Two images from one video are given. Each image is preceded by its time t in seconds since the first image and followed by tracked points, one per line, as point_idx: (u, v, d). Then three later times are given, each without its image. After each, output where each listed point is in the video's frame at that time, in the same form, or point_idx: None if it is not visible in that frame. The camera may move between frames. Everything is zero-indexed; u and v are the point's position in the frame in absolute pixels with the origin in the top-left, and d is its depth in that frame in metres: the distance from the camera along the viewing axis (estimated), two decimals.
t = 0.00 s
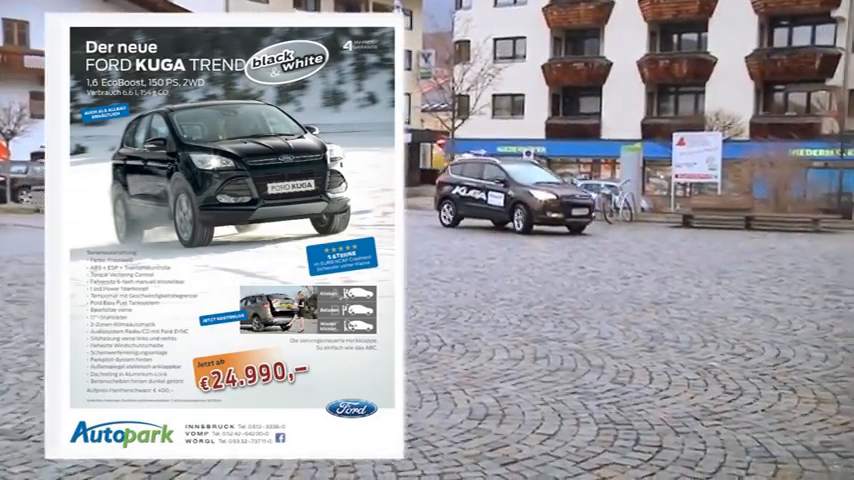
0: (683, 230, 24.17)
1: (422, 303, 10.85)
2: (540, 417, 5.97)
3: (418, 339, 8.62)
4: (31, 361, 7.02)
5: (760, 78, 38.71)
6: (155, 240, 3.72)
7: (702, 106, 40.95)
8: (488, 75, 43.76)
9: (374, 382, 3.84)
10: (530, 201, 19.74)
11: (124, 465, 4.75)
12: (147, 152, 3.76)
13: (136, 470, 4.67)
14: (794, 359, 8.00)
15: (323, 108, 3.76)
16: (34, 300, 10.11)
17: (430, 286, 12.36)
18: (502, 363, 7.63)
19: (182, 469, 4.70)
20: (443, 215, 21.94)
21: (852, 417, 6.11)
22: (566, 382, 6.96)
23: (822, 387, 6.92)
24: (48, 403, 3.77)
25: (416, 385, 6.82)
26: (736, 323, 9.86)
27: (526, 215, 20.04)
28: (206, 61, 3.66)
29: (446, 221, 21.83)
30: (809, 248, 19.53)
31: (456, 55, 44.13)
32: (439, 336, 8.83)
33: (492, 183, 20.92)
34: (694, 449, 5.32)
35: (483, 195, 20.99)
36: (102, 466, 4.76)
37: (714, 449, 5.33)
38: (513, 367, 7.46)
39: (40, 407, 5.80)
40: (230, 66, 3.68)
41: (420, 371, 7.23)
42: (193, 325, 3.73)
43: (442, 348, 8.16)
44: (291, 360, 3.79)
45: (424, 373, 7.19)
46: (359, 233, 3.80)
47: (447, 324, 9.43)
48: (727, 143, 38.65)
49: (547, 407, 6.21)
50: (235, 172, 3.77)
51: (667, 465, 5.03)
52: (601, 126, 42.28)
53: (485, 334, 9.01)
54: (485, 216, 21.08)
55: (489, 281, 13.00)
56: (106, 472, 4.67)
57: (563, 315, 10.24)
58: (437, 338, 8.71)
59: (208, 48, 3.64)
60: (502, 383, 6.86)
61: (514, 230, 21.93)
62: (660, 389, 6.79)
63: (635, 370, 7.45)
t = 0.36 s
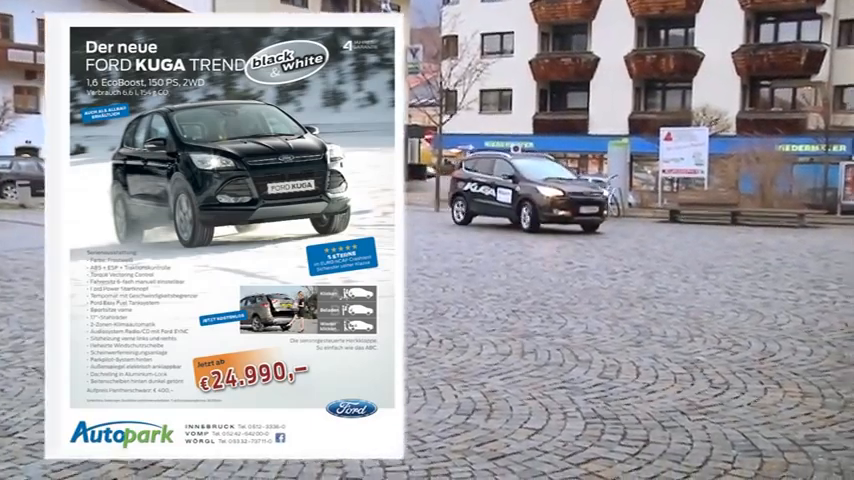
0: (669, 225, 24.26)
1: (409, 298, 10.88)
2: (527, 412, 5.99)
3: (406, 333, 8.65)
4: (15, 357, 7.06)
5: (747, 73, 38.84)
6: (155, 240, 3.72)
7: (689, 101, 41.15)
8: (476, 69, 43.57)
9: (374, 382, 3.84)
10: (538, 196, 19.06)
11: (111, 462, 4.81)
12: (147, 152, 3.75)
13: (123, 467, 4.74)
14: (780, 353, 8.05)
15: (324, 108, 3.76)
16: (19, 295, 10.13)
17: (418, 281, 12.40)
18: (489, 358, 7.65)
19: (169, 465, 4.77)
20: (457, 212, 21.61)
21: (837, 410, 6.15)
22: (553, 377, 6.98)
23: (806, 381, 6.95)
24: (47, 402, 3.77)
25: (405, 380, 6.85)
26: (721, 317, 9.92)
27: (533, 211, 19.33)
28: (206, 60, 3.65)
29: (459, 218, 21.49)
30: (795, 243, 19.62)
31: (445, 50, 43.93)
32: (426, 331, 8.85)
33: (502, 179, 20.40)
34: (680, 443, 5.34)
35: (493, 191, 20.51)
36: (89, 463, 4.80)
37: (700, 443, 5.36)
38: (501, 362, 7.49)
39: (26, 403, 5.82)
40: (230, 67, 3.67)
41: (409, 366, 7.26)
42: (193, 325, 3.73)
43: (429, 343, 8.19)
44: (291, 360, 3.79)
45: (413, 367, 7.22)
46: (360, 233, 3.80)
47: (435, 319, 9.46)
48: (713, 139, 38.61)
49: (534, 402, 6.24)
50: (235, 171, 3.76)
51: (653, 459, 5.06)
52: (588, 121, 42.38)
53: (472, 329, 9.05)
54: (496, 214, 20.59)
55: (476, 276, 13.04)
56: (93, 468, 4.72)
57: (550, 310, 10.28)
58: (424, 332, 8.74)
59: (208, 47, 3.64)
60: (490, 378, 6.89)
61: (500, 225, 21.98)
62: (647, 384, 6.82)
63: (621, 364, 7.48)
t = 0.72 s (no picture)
0: (660, 221, 24.32)
1: (402, 294, 10.88)
2: (519, 407, 6.01)
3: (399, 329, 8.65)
4: (4, 354, 7.03)
5: (737, 69, 38.89)
6: (155, 240, 3.72)
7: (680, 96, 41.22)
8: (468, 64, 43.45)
9: (374, 382, 3.83)
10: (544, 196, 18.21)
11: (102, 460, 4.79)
12: (147, 152, 3.76)
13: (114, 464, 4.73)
14: (770, 348, 8.07)
15: (324, 108, 3.76)
16: (10, 291, 10.10)
17: (411, 276, 12.40)
18: (481, 354, 7.66)
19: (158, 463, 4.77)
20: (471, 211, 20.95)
21: (827, 405, 6.18)
22: (544, 373, 7.00)
23: (797, 376, 6.98)
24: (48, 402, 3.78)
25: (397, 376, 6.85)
26: (712, 313, 9.95)
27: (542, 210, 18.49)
28: (207, 61, 3.65)
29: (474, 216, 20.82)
30: (786, 239, 19.69)
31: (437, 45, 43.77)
32: (418, 327, 8.86)
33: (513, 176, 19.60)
34: (671, 438, 5.36)
35: (505, 189, 19.73)
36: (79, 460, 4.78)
37: (691, 438, 5.38)
38: (492, 357, 7.50)
39: (16, 400, 5.80)
40: (230, 67, 3.67)
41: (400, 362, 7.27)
42: (193, 325, 3.73)
43: (421, 339, 8.19)
44: (291, 360, 3.79)
45: (405, 363, 7.22)
46: (360, 233, 3.79)
47: (427, 315, 9.48)
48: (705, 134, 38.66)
49: (526, 398, 6.25)
50: (235, 172, 3.78)
51: (644, 454, 5.07)
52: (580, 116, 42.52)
53: (464, 325, 9.05)
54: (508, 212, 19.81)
55: (468, 272, 13.04)
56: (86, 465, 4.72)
57: (542, 305, 10.29)
58: (416, 328, 8.75)
59: (208, 48, 3.63)
60: (481, 374, 6.90)
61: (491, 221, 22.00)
62: (638, 379, 6.84)
63: (613, 360, 7.49)
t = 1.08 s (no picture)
0: (650, 217, 24.39)
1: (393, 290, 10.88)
2: (510, 404, 6.02)
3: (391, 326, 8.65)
4: None
5: (728, 65, 38.96)
6: (155, 240, 3.71)
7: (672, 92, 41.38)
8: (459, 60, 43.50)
9: (374, 382, 3.84)
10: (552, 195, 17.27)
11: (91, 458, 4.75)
12: (146, 152, 3.75)
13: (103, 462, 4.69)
14: (760, 344, 8.11)
15: (324, 108, 3.75)
16: None
17: (402, 273, 12.40)
18: (472, 350, 7.67)
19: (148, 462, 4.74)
20: (484, 210, 20.07)
21: (816, 400, 6.21)
22: (536, 369, 7.01)
23: (787, 372, 7.01)
24: (48, 402, 3.77)
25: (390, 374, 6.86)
26: (703, 309, 9.98)
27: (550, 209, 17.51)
28: (207, 60, 3.65)
29: (486, 215, 19.97)
30: (776, 235, 19.75)
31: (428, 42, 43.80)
32: (411, 323, 8.86)
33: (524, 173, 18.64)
34: (662, 434, 5.38)
35: (515, 187, 18.77)
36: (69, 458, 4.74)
37: (682, 434, 5.40)
38: (484, 353, 7.51)
39: (4, 398, 5.77)
40: (230, 67, 3.67)
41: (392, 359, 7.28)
42: (193, 325, 3.73)
43: (413, 335, 8.20)
44: (291, 360, 3.79)
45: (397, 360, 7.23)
46: (360, 233, 3.79)
47: (419, 311, 9.48)
48: (696, 131, 38.22)
49: (517, 394, 6.26)
50: (235, 172, 3.76)
51: (636, 450, 5.09)
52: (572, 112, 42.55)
53: (455, 321, 9.07)
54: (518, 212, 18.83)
55: (459, 268, 13.05)
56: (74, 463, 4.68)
57: (533, 302, 10.30)
58: (407, 324, 8.75)
59: (208, 47, 3.63)
60: (473, 370, 6.91)
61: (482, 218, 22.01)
62: (629, 375, 6.86)
63: (603, 356, 7.51)
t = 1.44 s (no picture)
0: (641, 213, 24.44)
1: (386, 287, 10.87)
2: (502, 400, 6.04)
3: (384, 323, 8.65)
4: None
5: (720, 62, 39.02)
6: (155, 240, 3.71)
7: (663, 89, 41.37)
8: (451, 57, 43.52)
9: (374, 382, 3.84)
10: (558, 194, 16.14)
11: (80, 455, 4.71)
12: (147, 151, 3.74)
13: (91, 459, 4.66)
14: (751, 340, 8.13)
15: (323, 107, 3.75)
16: None
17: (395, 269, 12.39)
18: (464, 347, 7.68)
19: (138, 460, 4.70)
20: (497, 209, 19.04)
21: (807, 396, 6.23)
22: (528, 366, 7.02)
23: (778, 368, 7.04)
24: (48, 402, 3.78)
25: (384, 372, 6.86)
26: (695, 305, 10.00)
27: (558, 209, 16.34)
28: (206, 61, 3.65)
29: (499, 215, 18.92)
30: (768, 232, 19.81)
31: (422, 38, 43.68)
32: (404, 320, 8.86)
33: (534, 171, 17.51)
34: (653, 430, 5.40)
35: (525, 185, 17.65)
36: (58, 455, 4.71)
37: (674, 430, 5.42)
38: (476, 350, 7.51)
39: None
40: (230, 66, 3.67)
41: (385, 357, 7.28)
42: (193, 325, 3.73)
43: (405, 332, 8.19)
44: (291, 360, 3.79)
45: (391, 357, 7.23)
46: (360, 232, 3.79)
47: (412, 308, 9.48)
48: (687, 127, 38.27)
49: (509, 391, 6.27)
50: (235, 172, 3.74)
51: (627, 446, 5.10)
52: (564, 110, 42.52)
53: (448, 318, 9.08)
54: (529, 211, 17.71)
55: (452, 265, 13.05)
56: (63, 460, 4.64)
57: (525, 299, 10.31)
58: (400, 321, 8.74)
59: (208, 47, 3.64)
60: (465, 367, 6.92)
61: (475, 215, 22.01)
62: (621, 371, 6.88)
63: (596, 352, 7.52)
